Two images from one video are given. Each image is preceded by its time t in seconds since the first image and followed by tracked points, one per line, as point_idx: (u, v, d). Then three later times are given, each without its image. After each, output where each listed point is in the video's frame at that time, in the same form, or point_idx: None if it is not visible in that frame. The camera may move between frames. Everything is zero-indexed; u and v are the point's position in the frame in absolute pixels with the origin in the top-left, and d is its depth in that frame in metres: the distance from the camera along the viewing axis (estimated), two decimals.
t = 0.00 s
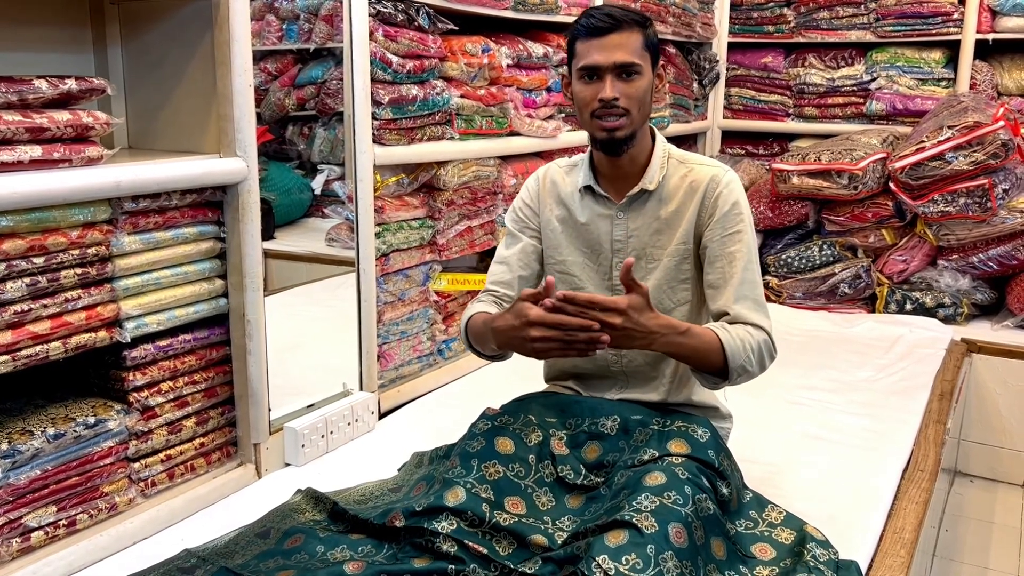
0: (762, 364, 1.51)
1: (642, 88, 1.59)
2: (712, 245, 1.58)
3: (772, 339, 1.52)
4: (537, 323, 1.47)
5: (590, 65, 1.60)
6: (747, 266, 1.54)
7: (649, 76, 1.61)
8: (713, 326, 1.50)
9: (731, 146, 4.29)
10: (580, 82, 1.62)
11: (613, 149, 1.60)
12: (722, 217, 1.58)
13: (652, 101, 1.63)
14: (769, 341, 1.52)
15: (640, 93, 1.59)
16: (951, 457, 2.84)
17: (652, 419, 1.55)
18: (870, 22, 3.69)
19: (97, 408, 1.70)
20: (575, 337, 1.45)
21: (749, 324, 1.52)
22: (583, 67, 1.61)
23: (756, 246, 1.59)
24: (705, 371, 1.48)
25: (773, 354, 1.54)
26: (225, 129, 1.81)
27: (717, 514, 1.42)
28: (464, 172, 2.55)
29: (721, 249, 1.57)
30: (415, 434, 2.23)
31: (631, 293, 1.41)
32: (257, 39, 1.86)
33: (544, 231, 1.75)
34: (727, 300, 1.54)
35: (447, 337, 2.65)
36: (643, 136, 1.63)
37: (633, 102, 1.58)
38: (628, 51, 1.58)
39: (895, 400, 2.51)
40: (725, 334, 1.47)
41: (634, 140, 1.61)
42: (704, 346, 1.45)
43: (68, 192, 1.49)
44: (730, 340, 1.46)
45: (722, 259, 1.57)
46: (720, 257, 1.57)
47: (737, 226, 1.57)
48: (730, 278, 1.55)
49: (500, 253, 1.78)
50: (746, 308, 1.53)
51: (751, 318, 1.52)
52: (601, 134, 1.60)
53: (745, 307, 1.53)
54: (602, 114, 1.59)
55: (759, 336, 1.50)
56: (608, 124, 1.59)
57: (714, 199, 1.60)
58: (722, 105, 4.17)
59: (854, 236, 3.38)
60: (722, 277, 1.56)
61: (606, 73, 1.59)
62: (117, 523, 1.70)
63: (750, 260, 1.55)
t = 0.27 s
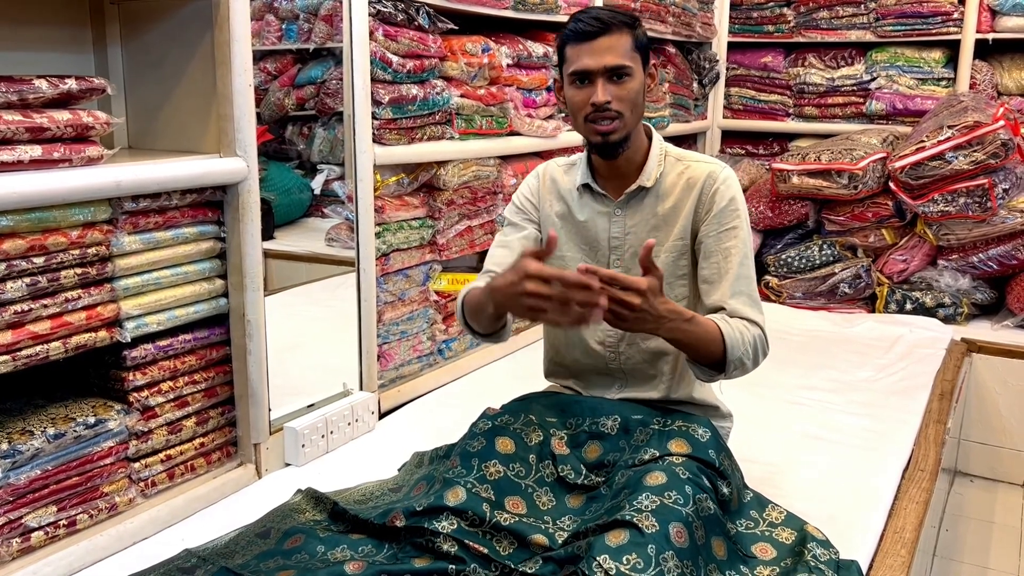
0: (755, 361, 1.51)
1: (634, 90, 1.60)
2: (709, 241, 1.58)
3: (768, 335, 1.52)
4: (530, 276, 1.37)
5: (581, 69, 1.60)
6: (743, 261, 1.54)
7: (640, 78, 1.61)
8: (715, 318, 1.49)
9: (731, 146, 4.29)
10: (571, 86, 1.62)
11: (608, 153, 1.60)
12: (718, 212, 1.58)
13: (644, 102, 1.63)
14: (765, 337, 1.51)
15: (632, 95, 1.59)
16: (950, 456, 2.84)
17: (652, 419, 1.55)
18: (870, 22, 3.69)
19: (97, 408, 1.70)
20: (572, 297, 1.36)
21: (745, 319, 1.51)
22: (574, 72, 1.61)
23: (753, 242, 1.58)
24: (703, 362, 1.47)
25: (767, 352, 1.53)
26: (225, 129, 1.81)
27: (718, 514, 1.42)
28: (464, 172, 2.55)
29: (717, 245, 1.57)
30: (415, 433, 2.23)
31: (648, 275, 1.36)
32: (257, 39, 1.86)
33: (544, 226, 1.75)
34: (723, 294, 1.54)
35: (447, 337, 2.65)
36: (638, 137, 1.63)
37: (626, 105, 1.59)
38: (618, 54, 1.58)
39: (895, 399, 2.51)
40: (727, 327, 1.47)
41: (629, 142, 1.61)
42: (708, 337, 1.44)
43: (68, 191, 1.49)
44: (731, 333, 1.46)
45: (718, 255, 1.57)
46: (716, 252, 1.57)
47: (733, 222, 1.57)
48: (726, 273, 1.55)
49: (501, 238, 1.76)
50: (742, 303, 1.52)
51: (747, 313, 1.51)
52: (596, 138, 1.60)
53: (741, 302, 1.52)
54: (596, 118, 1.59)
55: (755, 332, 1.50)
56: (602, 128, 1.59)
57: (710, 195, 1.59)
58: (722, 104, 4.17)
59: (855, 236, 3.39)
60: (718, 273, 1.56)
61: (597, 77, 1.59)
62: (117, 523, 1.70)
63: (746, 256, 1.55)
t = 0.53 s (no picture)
0: (755, 354, 1.50)
1: (628, 86, 1.59)
2: (707, 236, 1.58)
3: (768, 328, 1.51)
4: (508, 194, 1.36)
5: (575, 68, 1.59)
6: (741, 255, 1.54)
7: (634, 75, 1.60)
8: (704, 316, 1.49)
9: (730, 146, 4.29)
10: (565, 84, 1.62)
11: (604, 150, 1.60)
12: (715, 207, 1.58)
13: (639, 99, 1.62)
14: (764, 331, 1.51)
15: (627, 92, 1.59)
16: (950, 456, 2.84)
17: (652, 419, 1.55)
18: (869, 22, 3.68)
19: (96, 408, 1.70)
20: (553, 205, 1.34)
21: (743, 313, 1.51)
22: (568, 70, 1.60)
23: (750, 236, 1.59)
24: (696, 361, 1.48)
25: (768, 344, 1.53)
26: (224, 128, 1.81)
27: (718, 514, 1.42)
28: (464, 172, 2.55)
29: (715, 239, 1.57)
30: (414, 433, 2.23)
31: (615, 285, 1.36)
32: (256, 38, 1.85)
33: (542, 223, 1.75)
34: (722, 289, 1.54)
35: (446, 337, 2.65)
36: (633, 134, 1.63)
37: (621, 103, 1.58)
38: (611, 52, 1.58)
39: (895, 399, 2.51)
40: (716, 325, 1.46)
41: (625, 139, 1.61)
42: (692, 337, 1.44)
43: (67, 191, 1.49)
44: (721, 330, 1.46)
45: (716, 250, 1.57)
46: (714, 247, 1.57)
47: (730, 216, 1.57)
48: (724, 267, 1.55)
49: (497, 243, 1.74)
50: (740, 297, 1.52)
51: (746, 306, 1.51)
52: (592, 135, 1.60)
53: (739, 296, 1.52)
54: (592, 116, 1.58)
55: (752, 326, 1.49)
56: (598, 124, 1.58)
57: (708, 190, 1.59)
58: (722, 104, 4.17)
59: (854, 236, 3.39)
60: (716, 267, 1.56)
61: (591, 75, 1.58)
62: (117, 523, 1.70)
63: (744, 250, 1.55)
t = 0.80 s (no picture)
0: (733, 367, 1.56)
1: (629, 84, 1.60)
2: (699, 247, 1.58)
3: (747, 339, 1.56)
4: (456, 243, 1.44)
5: (578, 59, 1.60)
6: (730, 269, 1.55)
7: (635, 75, 1.61)
8: (674, 342, 1.54)
9: (730, 146, 4.29)
10: (567, 77, 1.62)
11: (599, 145, 1.59)
12: (706, 218, 1.57)
13: (639, 101, 1.63)
14: (742, 344, 1.55)
15: (626, 89, 1.60)
16: (950, 457, 2.84)
17: (651, 419, 1.55)
18: (869, 22, 3.68)
19: (96, 408, 1.70)
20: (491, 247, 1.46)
21: (723, 329, 1.55)
22: (570, 62, 1.61)
23: (742, 246, 1.59)
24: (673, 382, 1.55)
25: (749, 353, 1.58)
26: (224, 129, 1.81)
27: (716, 514, 1.42)
28: (463, 172, 2.55)
29: (707, 251, 1.57)
30: (414, 434, 2.23)
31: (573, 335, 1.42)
32: (255, 38, 1.85)
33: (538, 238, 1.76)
34: (709, 302, 1.56)
35: (446, 337, 2.65)
36: (629, 134, 1.63)
37: (619, 98, 1.59)
38: (616, 47, 1.59)
39: (894, 400, 2.51)
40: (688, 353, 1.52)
41: (620, 137, 1.60)
42: (662, 366, 1.50)
43: (66, 192, 1.49)
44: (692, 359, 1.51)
45: (706, 262, 1.58)
46: (704, 260, 1.58)
47: (721, 228, 1.56)
48: (714, 280, 1.56)
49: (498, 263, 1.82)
50: (725, 312, 1.55)
51: (727, 323, 1.55)
52: (587, 130, 1.59)
53: (725, 311, 1.55)
54: (589, 108, 1.58)
55: (728, 342, 1.54)
56: (595, 117, 1.58)
57: (700, 201, 1.58)
58: (721, 105, 4.17)
59: (853, 236, 3.39)
60: (706, 281, 1.58)
61: (593, 67, 1.59)
62: (116, 524, 1.70)
63: (733, 263, 1.56)
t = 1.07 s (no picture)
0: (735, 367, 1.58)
1: (619, 87, 1.60)
2: (696, 250, 1.59)
3: (749, 335, 1.57)
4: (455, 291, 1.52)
5: (567, 62, 1.59)
6: (728, 269, 1.56)
7: (626, 77, 1.61)
8: (673, 350, 1.55)
9: (729, 146, 4.29)
10: (555, 81, 1.61)
11: (589, 148, 1.59)
12: (703, 219, 1.58)
13: (631, 104, 1.63)
14: (744, 344, 1.57)
15: (616, 91, 1.59)
16: (950, 457, 2.85)
17: (651, 420, 1.55)
18: (868, 23, 3.69)
19: (96, 409, 1.70)
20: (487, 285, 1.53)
21: (724, 329, 1.57)
22: (560, 65, 1.60)
23: (738, 247, 1.60)
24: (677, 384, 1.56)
25: (751, 349, 1.59)
26: (224, 131, 1.81)
27: (717, 515, 1.43)
28: (463, 173, 2.55)
29: (705, 253, 1.58)
30: (414, 434, 2.23)
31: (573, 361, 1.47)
32: (255, 39, 1.85)
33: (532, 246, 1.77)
34: (709, 303, 1.57)
35: (446, 338, 2.65)
36: (619, 137, 1.63)
37: (609, 100, 1.58)
38: (606, 49, 1.58)
39: (894, 400, 2.51)
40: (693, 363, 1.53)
41: (610, 140, 1.60)
42: (662, 376, 1.51)
43: (67, 193, 1.49)
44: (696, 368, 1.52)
45: (704, 264, 1.59)
46: (702, 262, 1.59)
47: (718, 229, 1.57)
48: (714, 282, 1.57)
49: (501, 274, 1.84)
50: (726, 313, 1.56)
51: (729, 324, 1.56)
52: (578, 131, 1.59)
53: (726, 311, 1.56)
54: (579, 110, 1.58)
55: (728, 341, 1.55)
56: (584, 121, 1.58)
57: (695, 202, 1.59)
58: (720, 105, 4.17)
59: (853, 237, 3.39)
60: (704, 282, 1.59)
61: (583, 70, 1.58)
62: (116, 525, 1.70)
63: (731, 263, 1.57)
